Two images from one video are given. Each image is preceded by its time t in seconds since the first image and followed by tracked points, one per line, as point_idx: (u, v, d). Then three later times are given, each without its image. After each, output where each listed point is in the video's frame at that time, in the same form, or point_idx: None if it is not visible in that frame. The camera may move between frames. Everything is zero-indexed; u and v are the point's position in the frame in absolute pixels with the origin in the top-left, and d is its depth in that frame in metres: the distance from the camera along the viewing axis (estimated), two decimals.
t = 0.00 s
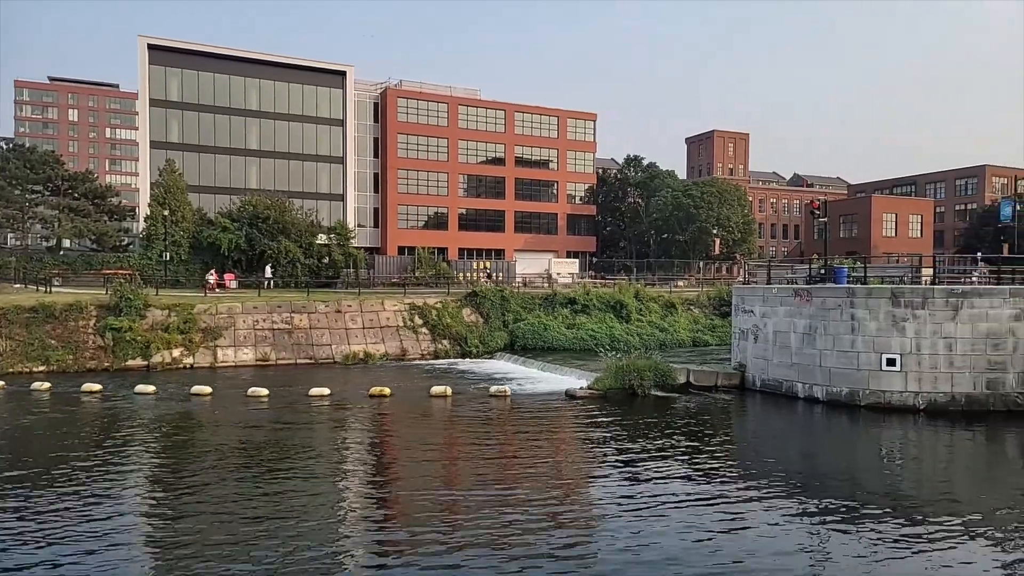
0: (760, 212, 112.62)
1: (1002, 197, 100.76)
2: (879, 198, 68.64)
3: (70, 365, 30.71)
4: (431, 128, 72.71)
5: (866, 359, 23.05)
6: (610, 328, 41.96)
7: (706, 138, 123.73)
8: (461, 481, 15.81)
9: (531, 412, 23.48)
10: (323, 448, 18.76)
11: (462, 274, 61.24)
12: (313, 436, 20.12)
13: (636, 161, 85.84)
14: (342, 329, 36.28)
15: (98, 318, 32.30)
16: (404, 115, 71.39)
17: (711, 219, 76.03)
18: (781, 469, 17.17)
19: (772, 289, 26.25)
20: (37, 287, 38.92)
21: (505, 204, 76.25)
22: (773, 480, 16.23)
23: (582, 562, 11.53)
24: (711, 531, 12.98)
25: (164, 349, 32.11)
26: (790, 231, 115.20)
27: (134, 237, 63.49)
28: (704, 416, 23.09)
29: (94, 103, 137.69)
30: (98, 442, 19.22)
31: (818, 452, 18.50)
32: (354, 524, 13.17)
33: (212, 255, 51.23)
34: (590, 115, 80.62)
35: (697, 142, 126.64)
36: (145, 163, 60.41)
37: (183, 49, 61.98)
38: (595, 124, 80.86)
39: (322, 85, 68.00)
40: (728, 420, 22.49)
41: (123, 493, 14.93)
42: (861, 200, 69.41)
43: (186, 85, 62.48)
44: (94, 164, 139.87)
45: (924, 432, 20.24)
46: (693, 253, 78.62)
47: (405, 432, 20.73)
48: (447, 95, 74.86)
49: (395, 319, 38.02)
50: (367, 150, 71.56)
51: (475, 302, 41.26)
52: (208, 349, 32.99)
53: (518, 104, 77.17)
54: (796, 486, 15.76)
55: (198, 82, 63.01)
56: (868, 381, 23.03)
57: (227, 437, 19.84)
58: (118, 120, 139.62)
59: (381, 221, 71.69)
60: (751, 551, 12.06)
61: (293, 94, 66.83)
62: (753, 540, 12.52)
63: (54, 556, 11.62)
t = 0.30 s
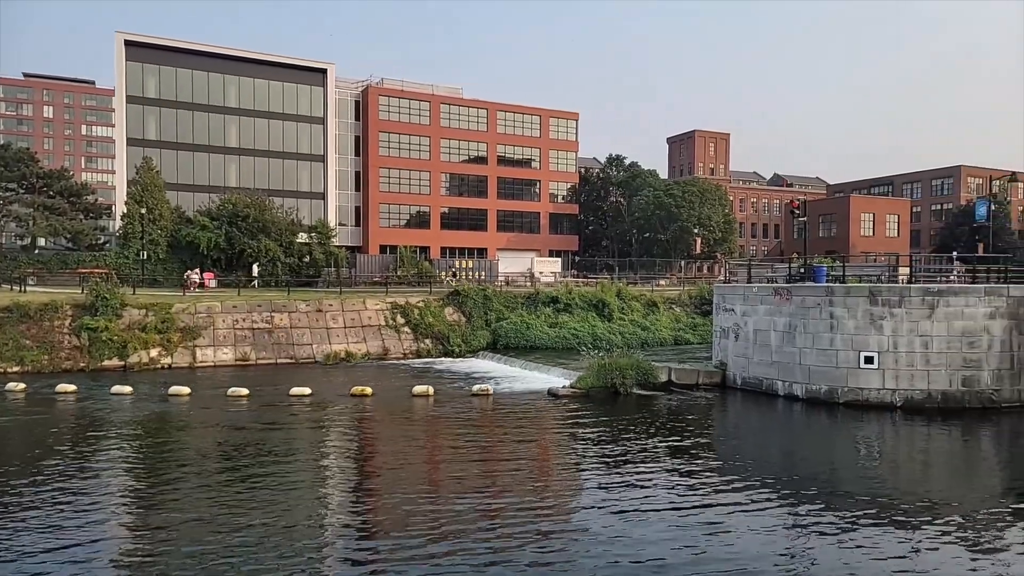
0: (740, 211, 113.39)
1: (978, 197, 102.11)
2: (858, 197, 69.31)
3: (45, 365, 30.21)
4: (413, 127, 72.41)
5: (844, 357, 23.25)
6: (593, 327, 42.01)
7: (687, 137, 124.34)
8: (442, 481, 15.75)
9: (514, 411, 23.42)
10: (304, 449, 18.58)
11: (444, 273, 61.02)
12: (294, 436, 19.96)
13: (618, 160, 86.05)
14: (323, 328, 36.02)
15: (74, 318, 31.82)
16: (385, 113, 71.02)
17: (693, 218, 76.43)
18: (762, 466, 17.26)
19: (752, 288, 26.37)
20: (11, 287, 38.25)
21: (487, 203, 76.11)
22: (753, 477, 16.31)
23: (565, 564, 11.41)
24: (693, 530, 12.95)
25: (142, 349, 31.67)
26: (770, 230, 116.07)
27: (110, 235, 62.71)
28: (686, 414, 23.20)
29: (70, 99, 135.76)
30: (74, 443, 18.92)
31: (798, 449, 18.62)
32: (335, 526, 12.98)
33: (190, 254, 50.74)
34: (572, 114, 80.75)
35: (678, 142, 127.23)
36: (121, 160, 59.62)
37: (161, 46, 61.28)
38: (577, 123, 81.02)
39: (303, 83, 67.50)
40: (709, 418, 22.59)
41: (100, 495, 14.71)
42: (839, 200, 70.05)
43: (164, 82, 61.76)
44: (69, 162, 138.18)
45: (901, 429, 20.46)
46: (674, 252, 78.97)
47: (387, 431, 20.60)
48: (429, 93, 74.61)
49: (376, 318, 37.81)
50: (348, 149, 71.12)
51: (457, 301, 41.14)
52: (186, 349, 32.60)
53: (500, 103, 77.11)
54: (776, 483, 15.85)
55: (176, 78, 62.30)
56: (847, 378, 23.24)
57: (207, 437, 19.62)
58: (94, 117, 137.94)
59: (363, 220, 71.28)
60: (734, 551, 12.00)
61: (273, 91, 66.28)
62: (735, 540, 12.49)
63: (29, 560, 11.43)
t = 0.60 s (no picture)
0: (722, 211, 114.08)
1: (956, 198, 103.42)
2: (838, 197, 69.93)
3: (22, 365, 29.76)
4: (397, 125, 72.11)
5: (825, 356, 23.42)
6: (576, 326, 42.07)
7: (670, 138, 124.88)
8: (426, 480, 15.71)
9: (498, 410, 23.36)
10: (286, 449, 18.42)
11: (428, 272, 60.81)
12: (278, 436, 19.82)
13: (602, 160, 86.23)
14: (305, 328, 35.76)
15: (51, 317, 31.39)
16: (369, 111, 70.68)
17: (676, 218, 76.79)
18: (744, 465, 17.33)
19: (735, 288, 26.48)
20: None
21: (471, 202, 75.98)
22: (736, 476, 16.39)
23: (549, 564, 11.32)
24: (677, 530, 12.91)
25: (120, 348, 31.29)
26: (752, 230, 116.89)
27: (89, 233, 61.89)
28: (669, 413, 23.26)
29: (48, 96, 133.35)
30: (51, 445, 18.63)
31: (780, 448, 18.72)
32: (317, 528, 12.82)
33: (171, 252, 50.27)
34: (556, 113, 80.87)
35: (661, 142, 127.76)
36: (99, 158, 58.83)
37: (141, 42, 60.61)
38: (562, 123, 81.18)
39: (285, 80, 67.04)
40: (692, 417, 22.66)
41: (79, 497, 14.50)
42: (820, 201, 70.67)
43: (144, 78, 61.10)
44: (47, 159, 136.58)
45: (881, 427, 20.63)
46: (657, 252, 79.27)
47: (371, 432, 20.46)
48: (413, 91, 74.37)
49: (360, 317, 37.61)
50: (331, 147, 70.70)
51: (441, 301, 41.03)
52: (166, 349, 32.23)
53: (485, 103, 77.06)
54: (759, 481, 15.92)
55: (156, 75, 61.62)
56: (828, 377, 23.42)
57: (188, 439, 19.39)
58: (72, 113, 136.34)
59: (346, 219, 70.87)
60: (718, 551, 11.97)
61: (255, 89, 65.76)
62: (719, 539, 12.46)
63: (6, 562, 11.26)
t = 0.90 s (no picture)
0: (706, 211, 114.63)
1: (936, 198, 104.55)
2: (820, 198, 70.48)
3: None
4: (381, 124, 71.81)
5: (808, 355, 23.56)
6: (561, 326, 42.07)
7: (654, 138, 125.26)
8: (409, 481, 15.63)
9: (483, 410, 23.29)
10: (270, 451, 18.27)
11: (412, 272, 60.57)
12: (259, 438, 19.65)
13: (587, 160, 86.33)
14: (288, 328, 35.51)
15: (29, 317, 30.97)
16: (352, 110, 70.33)
17: (660, 218, 77.06)
18: (727, 463, 17.40)
19: (718, 288, 26.57)
20: None
21: (456, 202, 75.82)
22: (719, 474, 16.44)
23: (533, 565, 11.25)
24: (662, 529, 12.90)
25: (100, 349, 30.91)
26: (735, 230, 117.58)
27: (67, 232, 61.14)
28: (653, 412, 23.32)
29: (26, 93, 131.56)
30: (28, 447, 18.35)
31: (762, 446, 18.82)
32: (301, 531, 12.66)
33: (151, 252, 49.93)
34: (540, 113, 80.93)
35: (645, 142, 128.15)
36: (79, 156, 58.12)
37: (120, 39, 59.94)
38: (546, 123, 81.26)
39: (268, 78, 66.60)
40: (675, 416, 22.74)
41: (56, 499, 14.31)
42: (803, 201, 71.16)
43: (124, 76, 60.45)
44: (25, 156, 134.73)
45: (863, 425, 20.80)
46: (642, 252, 79.43)
47: (354, 432, 20.34)
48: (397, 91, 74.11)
49: (343, 317, 37.39)
50: (315, 146, 70.27)
51: (425, 301, 40.90)
52: (147, 350, 31.88)
53: (469, 102, 76.94)
54: (742, 480, 15.98)
55: (137, 73, 60.98)
56: (810, 376, 23.57)
57: (168, 440, 19.17)
58: (50, 111, 134.62)
59: (329, 218, 70.46)
60: (702, 550, 11.96)
61: (237, 87, 65.24)
62: (702, 537, 12.53)
63: None
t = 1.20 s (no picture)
0: (692, 211, 115.09)
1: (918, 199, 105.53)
2: (804, 198, 70.97)
3: None
4: (367, 123, 71.52)
5: (792, 355, 23.69)
6: (548, 326, 42.07)
7: (641, 138, 125.65)
8: (395, 481, 15.58)
9: (469, 410, 23.25)
10: (255, 452, 18.12)
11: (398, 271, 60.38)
12: (244, 438, 19.50)
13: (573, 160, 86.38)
14: (273, 328, 35.30)
15: (9, 318, 30.64)
16: (338, 109, 70.01)
17: (647, 218, 77.30)
18: (712, 462, 17.45)
19: (703, 288, 26.65)
20: None
21: (442, 202, 75.65)
22: (704, 473, 16.49)
23: (519, 566, 11.19)
24: (648, 529, 12.88)
25: (82, 350, 30.59)
26: (721, 230, 118.12)
27: (48, 231, 60.44)
28: (638, 411, 23.37)
29: (7, 91, 130.33)
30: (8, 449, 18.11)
31: (748, 445, 18.90)
32: (286, 532, 12.55)
33: (133, 252, 49.29)
34: (527, 113, 80.95)
35: (631, 142, 128.48)
36: (60, 154, 57.49)
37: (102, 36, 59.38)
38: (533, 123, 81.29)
39: (252, 77, 66.18)
40: (661, 415, 22.80)
41: (36, 501, 14.14)
42: (787, 201, 71.62)
43: (106, 74, 59.89)
44: (5, 154, 133.08)
45: (846, 423, 20.95)
46: (628, 252, 79.51)
47: (339, 433, 20.22)
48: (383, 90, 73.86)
49: (329, 317, 37.19)
50: (300, 145, 69.90)
51: (411, 301, 40.80)
52: (129, 350, 31.56)
53: (456, 102, 76.83)
54: (727, 478, 16.03)
55: (119, 70, 60.44)
56: (794, 375, 23.70)
57: (150, 442, 18.98)
58: (31, 109, 133.25)
59: (315, 217, 70.08)
60: (688, 550, 11.95)
61: (222, 86, 64.78)
62: (687, 535, 12.60)
63: None
